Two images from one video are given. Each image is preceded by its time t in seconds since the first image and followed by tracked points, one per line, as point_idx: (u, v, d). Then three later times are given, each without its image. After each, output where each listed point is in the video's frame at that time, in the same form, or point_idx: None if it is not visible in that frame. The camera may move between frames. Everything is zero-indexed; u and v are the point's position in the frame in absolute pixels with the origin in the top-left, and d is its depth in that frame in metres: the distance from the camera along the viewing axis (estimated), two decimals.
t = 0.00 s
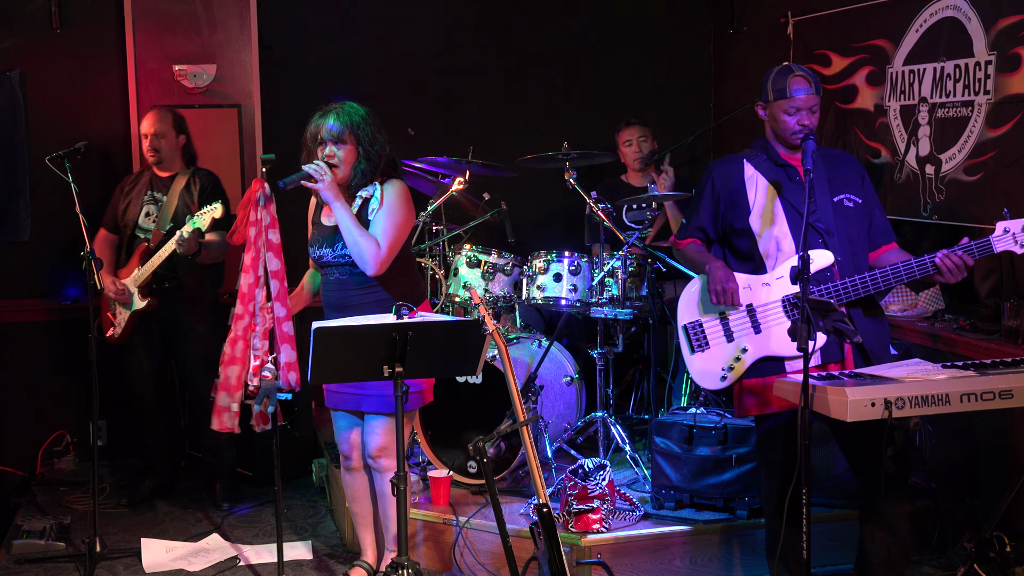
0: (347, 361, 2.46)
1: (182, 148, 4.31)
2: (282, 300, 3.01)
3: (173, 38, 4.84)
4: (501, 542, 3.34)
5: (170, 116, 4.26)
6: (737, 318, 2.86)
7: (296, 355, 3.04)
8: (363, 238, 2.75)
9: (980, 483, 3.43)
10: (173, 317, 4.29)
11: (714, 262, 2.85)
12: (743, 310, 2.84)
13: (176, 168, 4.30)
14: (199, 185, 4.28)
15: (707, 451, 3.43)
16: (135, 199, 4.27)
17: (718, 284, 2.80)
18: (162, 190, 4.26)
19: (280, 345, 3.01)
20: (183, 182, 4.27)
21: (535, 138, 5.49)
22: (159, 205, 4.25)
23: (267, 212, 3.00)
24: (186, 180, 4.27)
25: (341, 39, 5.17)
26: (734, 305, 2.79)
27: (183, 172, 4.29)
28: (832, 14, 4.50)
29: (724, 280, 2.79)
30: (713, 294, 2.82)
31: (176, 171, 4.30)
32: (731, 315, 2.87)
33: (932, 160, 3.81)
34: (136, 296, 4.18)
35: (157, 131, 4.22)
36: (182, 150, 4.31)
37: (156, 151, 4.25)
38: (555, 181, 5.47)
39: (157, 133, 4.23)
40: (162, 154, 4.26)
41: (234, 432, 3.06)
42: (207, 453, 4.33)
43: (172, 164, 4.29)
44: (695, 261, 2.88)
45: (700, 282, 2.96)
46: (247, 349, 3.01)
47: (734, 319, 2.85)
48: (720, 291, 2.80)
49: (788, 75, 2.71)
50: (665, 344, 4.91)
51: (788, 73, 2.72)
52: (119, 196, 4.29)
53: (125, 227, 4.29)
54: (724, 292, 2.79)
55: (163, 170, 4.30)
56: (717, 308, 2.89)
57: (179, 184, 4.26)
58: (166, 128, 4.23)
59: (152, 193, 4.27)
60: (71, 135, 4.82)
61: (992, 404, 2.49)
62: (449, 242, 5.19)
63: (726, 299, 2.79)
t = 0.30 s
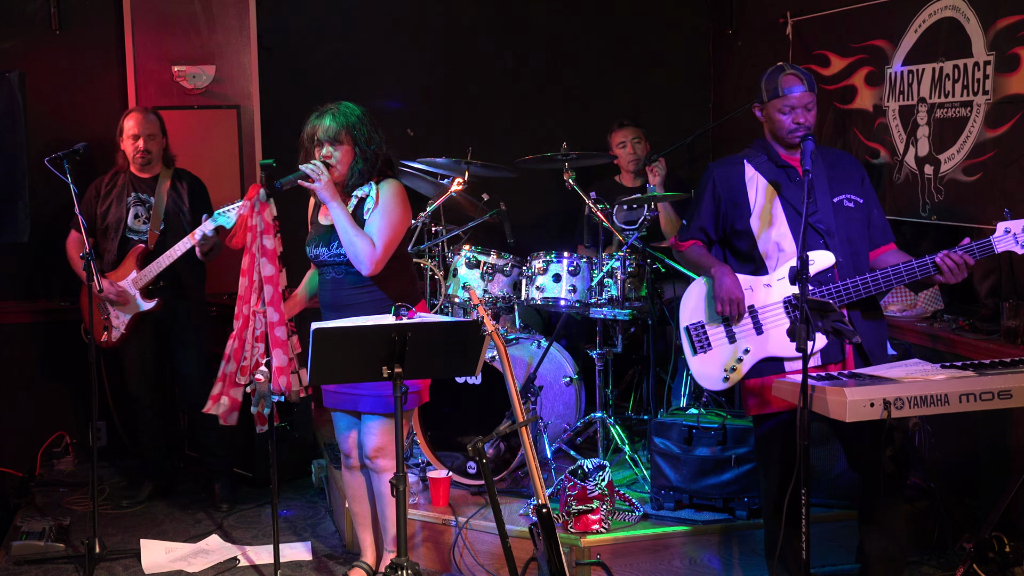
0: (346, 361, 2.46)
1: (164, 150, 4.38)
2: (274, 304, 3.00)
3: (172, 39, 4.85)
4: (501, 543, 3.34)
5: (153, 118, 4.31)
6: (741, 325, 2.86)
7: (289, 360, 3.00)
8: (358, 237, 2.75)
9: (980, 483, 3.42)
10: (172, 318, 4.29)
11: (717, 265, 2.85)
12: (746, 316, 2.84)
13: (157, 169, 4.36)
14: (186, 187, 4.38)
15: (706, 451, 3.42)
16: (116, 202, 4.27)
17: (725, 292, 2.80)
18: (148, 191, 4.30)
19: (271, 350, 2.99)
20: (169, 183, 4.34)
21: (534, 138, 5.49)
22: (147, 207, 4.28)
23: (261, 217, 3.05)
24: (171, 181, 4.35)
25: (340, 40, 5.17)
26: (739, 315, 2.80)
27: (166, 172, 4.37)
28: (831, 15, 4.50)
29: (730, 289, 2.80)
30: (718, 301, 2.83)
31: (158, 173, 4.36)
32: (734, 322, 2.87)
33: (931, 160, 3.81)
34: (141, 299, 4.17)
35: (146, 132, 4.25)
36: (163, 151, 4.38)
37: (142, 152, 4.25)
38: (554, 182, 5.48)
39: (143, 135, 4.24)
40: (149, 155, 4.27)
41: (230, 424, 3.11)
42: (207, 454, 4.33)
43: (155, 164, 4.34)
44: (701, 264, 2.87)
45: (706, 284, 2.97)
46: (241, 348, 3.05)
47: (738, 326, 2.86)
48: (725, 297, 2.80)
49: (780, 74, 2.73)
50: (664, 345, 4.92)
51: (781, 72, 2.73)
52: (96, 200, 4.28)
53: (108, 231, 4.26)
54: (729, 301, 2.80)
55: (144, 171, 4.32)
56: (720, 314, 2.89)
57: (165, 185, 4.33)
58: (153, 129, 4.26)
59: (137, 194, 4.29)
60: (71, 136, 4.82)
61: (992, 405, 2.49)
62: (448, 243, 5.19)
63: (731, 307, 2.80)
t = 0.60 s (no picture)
0: (346, 362, 2.46)
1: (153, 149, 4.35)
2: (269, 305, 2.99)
3: (172, 39, 4.86)
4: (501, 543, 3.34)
5: (146, 119, 4.26)
6: (747, 321, 2.84)
7: (286, 360, 3.00)
8: (367, 242, 2.77)
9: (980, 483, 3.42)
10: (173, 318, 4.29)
11: (723, 264, 2.84)
12: (752, 312, 2.83)
13: (149, 169, 4.34)
14: (183, 187, 4.40)
15: (705, 451, 3.41)
16: (114, 205, 4.23)
17: (731, 290, 2.78)
18: (145, 191, 4.29)
19: (268, 351, 2.99)
20: (164, 183, 4.33)
21: (534, 139, 5.49)
22: (146, 207, 4.27)
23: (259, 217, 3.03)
24: (164, 181, 4.33)
25: (339, 41, 5.17)
26: (745, 309, 2.79)
27: (158, 172, 4.33)
28: (831, 15, 4.50)
29: (736, 286, 2.78)
30: (723, 300, 2.80)
31: (150, 172, 4.33)
32: (741, 318, 2.84)
33: (931, 160, 3.81)
34: (153, 299, 4.20)
35: (139, 133, 4.20)
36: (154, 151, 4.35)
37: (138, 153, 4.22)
38: (553, 182, 5.48)
39: (136, 136, 4.20)
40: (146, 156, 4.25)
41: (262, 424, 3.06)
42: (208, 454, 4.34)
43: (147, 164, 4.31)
44: (710, 262, 2.87)
45: (713, 281, 2.92)
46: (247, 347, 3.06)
47: (743, 322, 2.84)
48: (730, 295, 2.78)
49: (788, 73, 2.72)
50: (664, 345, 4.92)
51: (789, 71, 2.73)
52: (90, 204, 4.24)
53: (108, 235, 4.22)
54: (734, 298, 2.78)
55: (136, 172, 4.29)
56: (727, 311, 2.85)
57: (160, 185, 4.30)
58: (146, 129, 4.22)
59: (134, 195, 4.27)
60: (71, 136, 4.82)
61: (992, 405, 2.49)
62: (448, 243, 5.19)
63: (737, 304, 2.79)
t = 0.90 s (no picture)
0: (345, 362, 2.46)
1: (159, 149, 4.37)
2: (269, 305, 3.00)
3: (171, 40, 4.88)
4: (501, 543, 3.33)
5: (151, 119, 4.28)
6: (753, 316, 2.83)
7: (285, 360, 3.02)
8: (373, 246, 2.78)
9: (981, 483, 3.42)
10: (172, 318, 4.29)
11: (734, 258, 2.85)
12: (759, 308, 2.82)
13: (155, 170, 4.35)
14: (188, 188, 4.42)
15: (705, 451, 3.41)
16: (118, 205, 4.22)
17: (738, 286, 2.80)
18: (150, 191, 4.29)
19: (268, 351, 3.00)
20: (169, 183, 4.34)
21: (534, 138, 5.49)
22: (151, 207, 4.27)
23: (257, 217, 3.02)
24: (171, 181, 4.35)
25: (339, 41, 5.17)
26: (751, 305, 2.80)
27: (164, 172, 4.35)
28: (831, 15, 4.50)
29: (745, 282, 2.79)
30: (731, 295, 2.82)
31: (155, 172, 4.34)
32: (748, 313, 2.83)
33: (931, 159, 3.81)
34: (153, 300, 4.18)
35: (144, 133, 4.22)
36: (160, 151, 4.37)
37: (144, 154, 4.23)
38: (554, 182, 5.48)
39: (142, 135, 4.21)
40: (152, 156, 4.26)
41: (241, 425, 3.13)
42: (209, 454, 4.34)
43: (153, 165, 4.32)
44: (722, 254, 2.88)
45: (721, 274, 2.93)
46: (242, 350, 3.06)
47: (750, 316, 2.83)
48: (738, 292, 2.80)
49: (828, 67, 2.64)
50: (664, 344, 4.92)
51: (828, 65, 2.64)
52: (95, 203, 4.24)
53: (112, 235, 4.22)
54: (742, 294, 2.80)
55: (141, 172, 4.30)
56: (734, 306, 2.85)
57: (166, 185, 4.32)
58: (152, 129, 4.25)
59: (140, 195, 4.27)
60: (70, 136, 4.81)
61: (991, 404, 2.48)
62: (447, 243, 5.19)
63: (745, 301, 2.80)
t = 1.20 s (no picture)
0: (345, 361, 2.46)
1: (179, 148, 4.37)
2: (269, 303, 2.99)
3: (170, 39, 4.87)
4: (500, 542, 3.33)
5: (167, 118, 4.29)
6: (756, 309, 2.84)
7: (286, 360, 3.02)
8: (375, 245, 2.77)
9: (980, 482, 3.42)
10: (173, 318, 4.29)
11: (742, 250, 2.85)
12: (762, 301, 2.83)
13: (173, 168, 4.35)
14: (201, 184, 4.36)
15: (704, 451, 3.41)
16: (132, 202, 4.26)
17: (743, 278, 2.81)
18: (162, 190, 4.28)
19: (269, 351, 3.00)
20: (184, 181, 4.33)
21: (533, 138, 5.49)
22: (161, 207, 4.26)
23: (256, 217, 3.04)
24: (185, 179, 4.33)
25: (338, 40, 5.16)
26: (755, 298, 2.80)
27: (180, 170, 4.35)
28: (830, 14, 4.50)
29: (750, 275, 2.80)
30: (735, 286, 2.83)
31: (172, 171, 4.35)
32: (751, 307, 2.84)
33: (930, 159, 3.81)
34: (153, 299, 4.16)
35: (160, 132, 4.23)
36: (178, 150, 4.37)
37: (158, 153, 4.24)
38: (553, 182, 5.48)
39: (159, 135, 4.23)
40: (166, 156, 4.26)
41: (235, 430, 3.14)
42: (208, 454, 4.34)
43: (170, 164, 4.34)
44: (732, 244, 2.87)
45: (729, 264, 2.94)
46: (242, 352, 3.06)
47: (755, 311, 2.84)
48: (743, 284, 2.80)
49: (859, 68, 2.63)
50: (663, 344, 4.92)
51: (861, 67, 2.63)
52: (113, 200, 4.28)
53: (124, 232, 4.26)
54: (747, 286, 2.80)
55: (159, 171, 4.32)
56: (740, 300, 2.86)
57: (180, 184, 4.31)
58: (168, 129, 4.26)
59: (152, 193, 4.28)
60: (69, 136, 4.81)
61: (991, 403, 2.48)
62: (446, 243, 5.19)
63: (748, 293, 2.80)
